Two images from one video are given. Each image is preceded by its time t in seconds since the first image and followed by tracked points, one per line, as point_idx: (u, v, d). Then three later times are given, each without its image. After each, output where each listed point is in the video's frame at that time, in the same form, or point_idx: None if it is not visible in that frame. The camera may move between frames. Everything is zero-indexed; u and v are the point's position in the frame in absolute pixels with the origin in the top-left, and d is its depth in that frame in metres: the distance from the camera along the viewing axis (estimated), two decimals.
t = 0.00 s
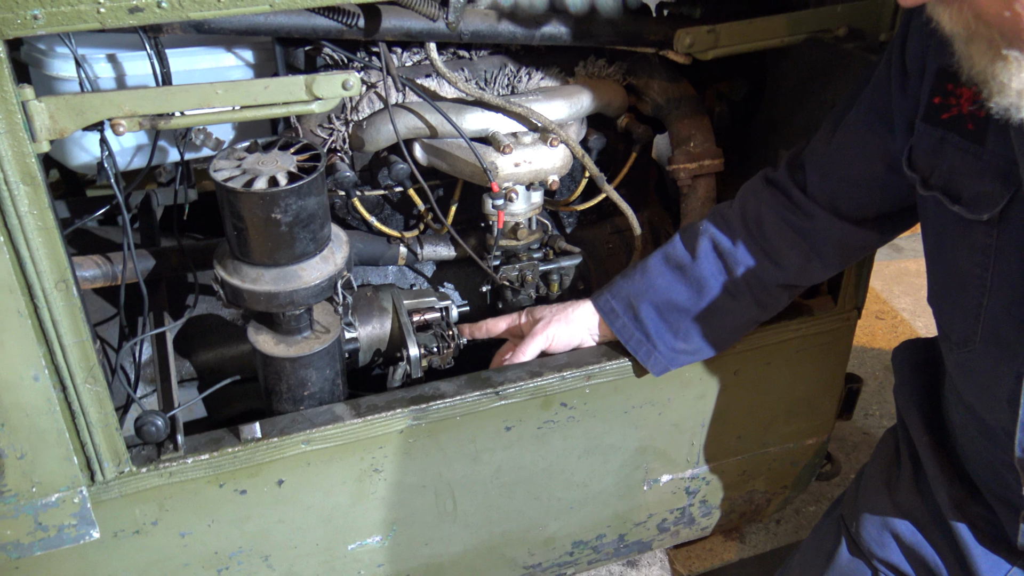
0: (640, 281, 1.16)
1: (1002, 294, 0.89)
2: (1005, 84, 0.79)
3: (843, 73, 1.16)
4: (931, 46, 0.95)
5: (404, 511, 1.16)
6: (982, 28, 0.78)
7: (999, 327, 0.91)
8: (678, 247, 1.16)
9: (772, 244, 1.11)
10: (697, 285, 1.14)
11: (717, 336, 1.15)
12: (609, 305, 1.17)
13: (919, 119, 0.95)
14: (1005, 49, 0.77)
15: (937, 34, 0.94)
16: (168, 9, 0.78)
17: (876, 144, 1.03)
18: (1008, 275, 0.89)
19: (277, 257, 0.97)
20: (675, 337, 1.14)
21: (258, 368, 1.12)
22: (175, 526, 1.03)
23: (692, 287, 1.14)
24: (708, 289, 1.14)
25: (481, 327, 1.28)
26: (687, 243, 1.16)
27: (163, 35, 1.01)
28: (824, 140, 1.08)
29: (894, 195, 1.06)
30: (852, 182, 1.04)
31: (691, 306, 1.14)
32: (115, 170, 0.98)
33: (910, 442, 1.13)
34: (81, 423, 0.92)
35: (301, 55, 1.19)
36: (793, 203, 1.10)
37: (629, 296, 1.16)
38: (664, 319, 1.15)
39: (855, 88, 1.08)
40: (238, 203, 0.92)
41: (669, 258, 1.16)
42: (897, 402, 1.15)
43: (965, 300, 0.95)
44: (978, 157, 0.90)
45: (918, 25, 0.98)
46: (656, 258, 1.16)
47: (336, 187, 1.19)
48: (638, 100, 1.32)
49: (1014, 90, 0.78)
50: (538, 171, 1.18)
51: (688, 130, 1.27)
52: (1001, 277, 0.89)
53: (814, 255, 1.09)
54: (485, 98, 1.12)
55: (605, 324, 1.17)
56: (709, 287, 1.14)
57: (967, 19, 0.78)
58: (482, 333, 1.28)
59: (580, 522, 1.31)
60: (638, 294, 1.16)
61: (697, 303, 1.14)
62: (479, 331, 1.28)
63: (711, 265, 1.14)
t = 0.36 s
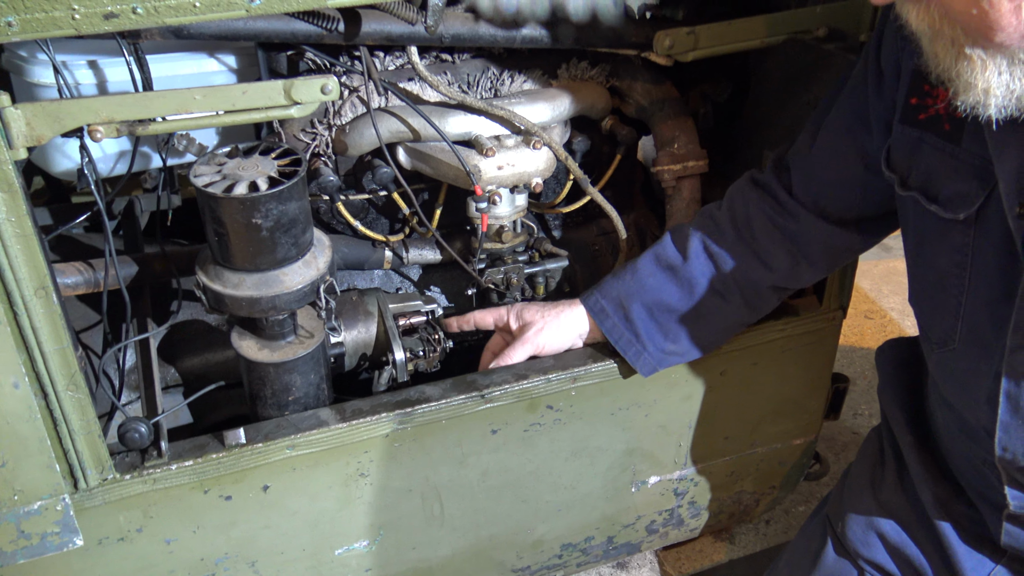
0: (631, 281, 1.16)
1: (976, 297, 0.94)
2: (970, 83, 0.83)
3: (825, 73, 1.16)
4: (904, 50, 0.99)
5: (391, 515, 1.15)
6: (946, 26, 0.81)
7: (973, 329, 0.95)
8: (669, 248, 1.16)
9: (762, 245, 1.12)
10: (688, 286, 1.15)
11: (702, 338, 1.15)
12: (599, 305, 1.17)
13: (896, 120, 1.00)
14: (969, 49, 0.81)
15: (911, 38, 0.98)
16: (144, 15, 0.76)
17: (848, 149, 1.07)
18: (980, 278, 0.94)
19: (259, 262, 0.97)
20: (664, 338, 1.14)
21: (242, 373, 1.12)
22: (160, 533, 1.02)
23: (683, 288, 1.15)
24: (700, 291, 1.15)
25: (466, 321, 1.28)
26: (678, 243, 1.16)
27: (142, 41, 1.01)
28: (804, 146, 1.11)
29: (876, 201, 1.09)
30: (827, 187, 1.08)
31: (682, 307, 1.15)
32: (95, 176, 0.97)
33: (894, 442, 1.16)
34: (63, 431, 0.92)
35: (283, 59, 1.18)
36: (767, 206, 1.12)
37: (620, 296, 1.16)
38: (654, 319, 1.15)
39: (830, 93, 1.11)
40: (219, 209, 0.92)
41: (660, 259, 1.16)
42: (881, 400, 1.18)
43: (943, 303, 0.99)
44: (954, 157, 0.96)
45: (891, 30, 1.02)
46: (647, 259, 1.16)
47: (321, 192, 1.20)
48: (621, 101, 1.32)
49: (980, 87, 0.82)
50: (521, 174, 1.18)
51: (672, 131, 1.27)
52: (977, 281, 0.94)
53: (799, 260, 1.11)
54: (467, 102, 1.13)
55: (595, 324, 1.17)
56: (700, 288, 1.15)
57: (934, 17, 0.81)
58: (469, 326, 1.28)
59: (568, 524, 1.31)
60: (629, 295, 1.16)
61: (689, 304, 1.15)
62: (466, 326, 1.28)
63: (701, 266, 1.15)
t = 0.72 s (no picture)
0: (619, 286, 1.16)
1: (964, 298, 0.94)
2: (951, 84, 0.83)
3: (815, 73, 1.16)
4: (889, 50, 0.99)
5: (385, 519, 1.15)
6: (926, 28, 0.81)
7: (961, 332, 0.96)
8: (658, 252, 1.16)
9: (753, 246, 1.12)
10: (677, 291, 1.15)
11: (695, 339, 1.15)
12: (587, 309, 1.16)
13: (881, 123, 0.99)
14: (949, 51, 0.82)
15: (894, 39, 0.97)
16: (128, 18, 0.75)
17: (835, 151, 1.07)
18: (969, 279, 0.94)
19: (248, 266, 0.96)
20: (654, 344, 1.14)
21: (233, 377, 1.11)
22: (152, 538, 1.02)
23: (672, 293, 1.15)
24: (688, 295, 1.15)
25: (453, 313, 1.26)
26: (667, 247, 1.16)
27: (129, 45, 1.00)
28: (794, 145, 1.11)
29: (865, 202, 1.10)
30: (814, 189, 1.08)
31: (671, 312, 1.15)
32: (83, 181, 0.97)
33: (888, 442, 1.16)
34: (52, 437, 0.91)
35: (272, 62, 1.18)
36: (760, 206, 1.13)
37: (608, 301, 1.16)
38: (642, 324, 1.15)
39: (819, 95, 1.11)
40: (207, 212, 0.91)
41: (649, 264, 1.16)
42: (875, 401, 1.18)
43: (931, 304, 0.99)
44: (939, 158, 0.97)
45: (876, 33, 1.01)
46: (636, 263, 1.16)
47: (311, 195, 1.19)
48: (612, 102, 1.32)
49: (961, 90, 0.83)
50: (512, 175, 1.17)
51: (663, 131, 1.27)
52: (965, 282, 0.94)
53: (790, 260, 1.12)
54: (457, 103, 1.12)
55: (583, 329, 1.16)
56: (689, 293, 1.15)
57: (914, 19, 0.81)
58: (455, 319, 1.26)
59: (562, 526, 1.30)
60: (617, 299, 1.16)
61: (677, 309, 1.15)
62: (453, 317, 1.26)
63: (690, 270, 1.15)
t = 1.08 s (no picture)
0: (612, 284, 1.16)
1: (958, 297, 0.94)
2: (948, 85, 0.83)
3: (810, 71, 1.16)
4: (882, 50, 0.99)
5: (380, 520, 1.14)
6: (914, 33, 0.82)
7: (954, 331, 0.95)
8: (651, 251, 1.16)
9: (749, 245, 1.12)
10: (670, 289, 1.15)
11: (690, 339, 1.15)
12: (581, 308, 1.16)
13: (873, 124, 1.00)
14: (940, 54, 0.82)
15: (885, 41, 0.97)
16: (117, 20, 0.75)
17: (830, 149, 1.07)
18: (962, 276, 0.93)
19: (240, 267, 0.96)
20: (645, 343, 1.14)
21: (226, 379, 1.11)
22: (146, 541, 1.01)
23: (665, 292, 1.15)
24: (680, 295, 1.14)
25: (448, 316, 1.26)
26: (659, 246, 1.16)
27: (119, 45, 0.99)
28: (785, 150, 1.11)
29: (859, 201, 1.10)
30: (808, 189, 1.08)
31: (663, 311, 1.15)
32: (74, 182, 0.96)
33: (884, 441, 1.15)
34: (44, 440, 0.91)
35: (265, 62, 1.17)
36: (752, 205, 1.13)
37: (601, 300, 1.16)
38: (635, 323, 1.15)
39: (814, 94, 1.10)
40: (198, 214, 0.91)
41: (642, 263, 1.16)
42: (871, 401, 1.18)
43: (925, 303, 0.99)
44: (929, 159, 0.97)
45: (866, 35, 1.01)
46: (629, 262, 1.16)
47: (305, 195, 1.18)
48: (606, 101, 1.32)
49: (956, 90, 0.82)
50: (506, 175, 1.17)
51: (657, 130, 1.27)
52: (956, 279, 0.94)
53: (786, 259, 1.12)
54: (450, 103, 1.12)
55: (577, 327, 1.16)
56: (681, 292, 1.14)
57: (901, 25, 0.82)
58: (450, 322, 1.26)
59: (559, 526, 1.30)
60: (610, 298, 1.16)
61: (668, 308, 1.15)
62: (447, 320, 1.27)
63: (683, 270, 1.14)
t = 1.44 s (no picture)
0: (615, 285, 1.16)
1: (960, 296, 0.94)
2: (948, 83, 0.83)
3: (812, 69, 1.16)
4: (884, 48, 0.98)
5: (382, 521, 1.14)
6: (916, 28, 0.82)
7: (957, 330, 0.95)
8: (654, 252, 1.16)
9: (752, 244, 1.12)
10: (673, 290, 1.14)
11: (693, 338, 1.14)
12: (584, 309, 1.16)
13: (874, 122, 1.01)
14: (942, 50, 0.82)
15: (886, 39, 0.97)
16: (117, 20, 0.75)
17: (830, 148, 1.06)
18: (964, 274, 0.93)
19: (242, 267, 0.96)
20: (649, 342, 1.14)
21: (228, 379, 1.11)
22: (147, 542, 1.01)
23: (668, 292, 1.15)
24: (684, 295, 1.14)
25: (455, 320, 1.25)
26: (662, 247, 1.16)
27: (119, 45, 0.99)
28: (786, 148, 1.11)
29: (860, 199, 1.10)
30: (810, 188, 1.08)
31: (667, 311, 1.14)
32: (74, 182, 0.96)
33: (886, 440, 1.15)
34: (45, 441, 0.90)
35: (265, 62, 1.16)
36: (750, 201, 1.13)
37: (604, 299, 1.15)
38: (638, 323, 1.14)
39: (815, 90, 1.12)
40: (200, 214, 0.91)
41: (644, 263, 1.16)
42: (872, 400, 1.18)
43: (927, 302, 0.99)
44: (932, 158, 0.96)
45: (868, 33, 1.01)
46: (632, 262, 1.16)
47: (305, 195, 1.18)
48: (607, 100, 1.32)
49: (956, 89, 0.82)
50: (507, 174, 1.17)
51: (658, 129, 1.27)
52: (957, 278, 0.94)
53: (787, 258, 1.12)
54: (451, 102, 1.12)
55: (579, 328, 1.16)
56: (684, 292, 1.14)
57: (904, 20, 0.82)
58: (457, 326, 1.25)
59: (560, 526, 1.30)
60: (613, 298, 1.15)
61: (671, 309, 1.14)
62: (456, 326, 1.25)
63: (686, 270, 1.14)
